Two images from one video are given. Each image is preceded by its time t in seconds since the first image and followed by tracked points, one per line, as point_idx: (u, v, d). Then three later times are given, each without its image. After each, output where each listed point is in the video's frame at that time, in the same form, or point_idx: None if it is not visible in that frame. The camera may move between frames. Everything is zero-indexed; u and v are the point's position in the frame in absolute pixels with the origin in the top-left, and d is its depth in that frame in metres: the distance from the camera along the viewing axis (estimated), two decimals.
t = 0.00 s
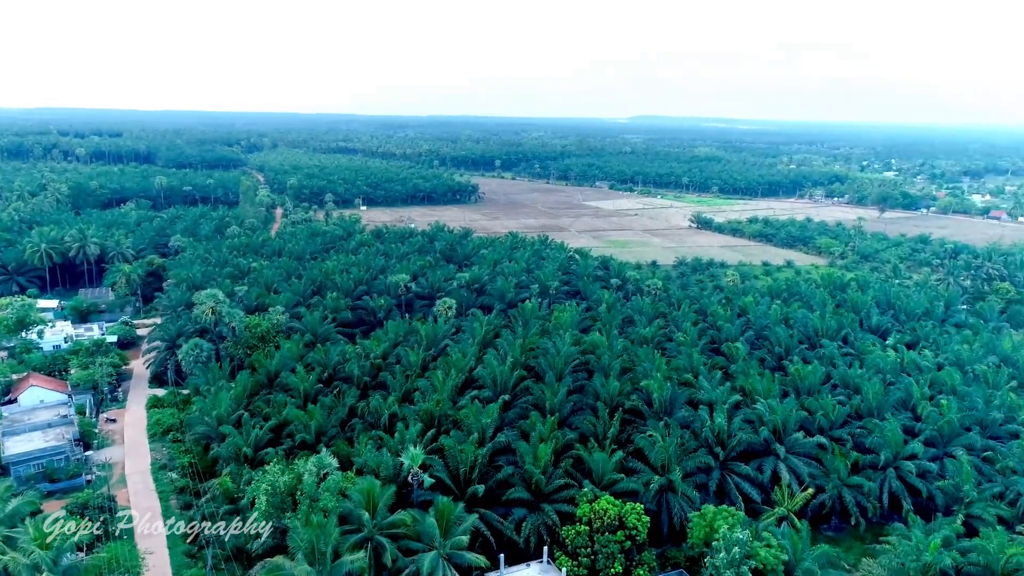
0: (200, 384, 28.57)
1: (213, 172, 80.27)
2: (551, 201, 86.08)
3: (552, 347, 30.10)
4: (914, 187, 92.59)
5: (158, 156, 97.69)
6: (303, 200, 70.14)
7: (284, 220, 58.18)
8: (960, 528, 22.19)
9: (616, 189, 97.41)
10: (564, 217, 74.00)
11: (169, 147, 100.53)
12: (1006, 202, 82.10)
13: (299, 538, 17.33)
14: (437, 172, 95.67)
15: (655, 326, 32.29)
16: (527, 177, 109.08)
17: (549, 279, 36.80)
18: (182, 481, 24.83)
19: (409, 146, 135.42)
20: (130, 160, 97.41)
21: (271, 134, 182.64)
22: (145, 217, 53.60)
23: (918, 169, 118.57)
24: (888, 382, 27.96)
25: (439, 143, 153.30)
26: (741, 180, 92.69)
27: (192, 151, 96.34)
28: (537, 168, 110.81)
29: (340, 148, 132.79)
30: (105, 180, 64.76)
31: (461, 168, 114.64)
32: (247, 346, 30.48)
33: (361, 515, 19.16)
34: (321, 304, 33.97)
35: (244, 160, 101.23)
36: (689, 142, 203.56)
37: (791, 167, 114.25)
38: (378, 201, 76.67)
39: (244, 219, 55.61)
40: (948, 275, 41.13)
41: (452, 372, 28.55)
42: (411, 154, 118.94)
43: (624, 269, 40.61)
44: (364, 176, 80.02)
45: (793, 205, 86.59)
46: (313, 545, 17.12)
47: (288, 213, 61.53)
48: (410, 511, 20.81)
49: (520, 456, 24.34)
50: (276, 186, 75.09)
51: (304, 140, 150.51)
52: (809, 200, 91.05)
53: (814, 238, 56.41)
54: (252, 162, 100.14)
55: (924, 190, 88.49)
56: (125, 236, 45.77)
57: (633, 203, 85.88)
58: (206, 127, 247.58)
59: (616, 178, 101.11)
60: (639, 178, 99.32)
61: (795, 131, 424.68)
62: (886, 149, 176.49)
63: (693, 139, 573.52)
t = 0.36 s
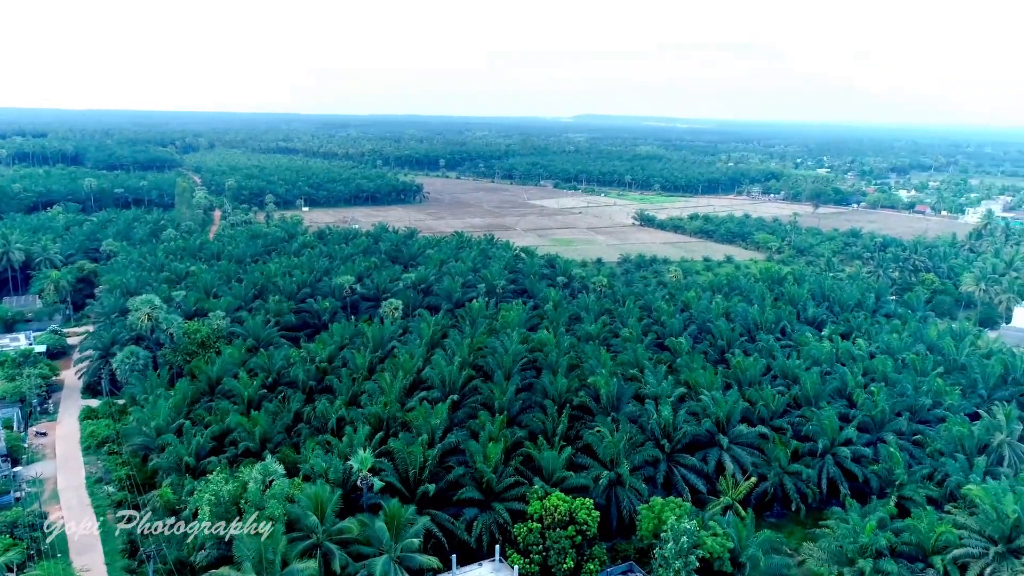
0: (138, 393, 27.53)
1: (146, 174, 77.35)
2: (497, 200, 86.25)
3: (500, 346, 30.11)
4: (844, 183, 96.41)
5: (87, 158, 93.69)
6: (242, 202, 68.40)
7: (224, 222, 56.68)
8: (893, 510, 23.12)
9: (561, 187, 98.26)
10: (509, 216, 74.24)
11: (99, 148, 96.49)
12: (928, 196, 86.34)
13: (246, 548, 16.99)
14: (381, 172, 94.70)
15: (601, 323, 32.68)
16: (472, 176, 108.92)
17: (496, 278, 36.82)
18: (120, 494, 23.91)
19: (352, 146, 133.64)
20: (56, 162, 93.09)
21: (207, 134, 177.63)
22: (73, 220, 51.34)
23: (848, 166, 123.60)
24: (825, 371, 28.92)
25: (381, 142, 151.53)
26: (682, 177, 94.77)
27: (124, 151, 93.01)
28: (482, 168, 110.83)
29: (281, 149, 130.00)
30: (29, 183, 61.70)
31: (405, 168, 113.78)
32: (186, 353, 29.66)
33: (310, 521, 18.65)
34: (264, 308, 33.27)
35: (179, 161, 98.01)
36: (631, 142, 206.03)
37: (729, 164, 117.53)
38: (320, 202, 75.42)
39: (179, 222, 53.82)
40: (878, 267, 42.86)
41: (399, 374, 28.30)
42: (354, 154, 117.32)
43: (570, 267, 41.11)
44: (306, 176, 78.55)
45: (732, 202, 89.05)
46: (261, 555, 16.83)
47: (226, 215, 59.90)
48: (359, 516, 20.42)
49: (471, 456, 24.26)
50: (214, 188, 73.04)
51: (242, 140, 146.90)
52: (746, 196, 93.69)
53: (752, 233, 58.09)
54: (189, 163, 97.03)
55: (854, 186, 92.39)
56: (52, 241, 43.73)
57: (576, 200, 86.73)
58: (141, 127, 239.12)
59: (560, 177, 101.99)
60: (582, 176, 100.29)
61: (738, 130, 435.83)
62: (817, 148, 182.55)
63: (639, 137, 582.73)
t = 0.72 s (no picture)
0: (71, 404, 26.35)
1: (76, 176, 73.95)
2: (443, 200, 85.90)
3: (449, 346, 29.98)
4: (780, 181, 99.51)
5: (10, 159, 89.15)
6: (179, 203, 66.21)
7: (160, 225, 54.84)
8: (832, 496, 23.87)
9: (507, 186, 98.50)
10: (455, 216, 74.01)
11: (23, 150, 91.91)
12: (859, 193, 89.96)
13: (189, 561, 16.59)
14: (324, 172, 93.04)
15: (549, 321, 32.89)
16: (418, 176, 108.10)
17: (443, 278, 36.66)
18: (52, 510, 22.72)
19: (293, 146, 131.06)
20: None
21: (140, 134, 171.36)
22: None
23: (784, 164, 127.64)
24: (766, 364, 29.71)
25: (325, 142, 148.99)
26: (626, 176, 96.25)
27: (52, 152, 89.00)
28: (427, 168, 110.14)
29: (220, 149, 126.39)
30: None
31: (349, 168, 112.24)
32: (123, 361, 28.61)
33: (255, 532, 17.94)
34: (203, 312, 32.29)
35: (112, 163, 94.20)
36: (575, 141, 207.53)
37: (672, 162, 119.91)
38: (262, 203, 73.78)
39: (112, 225, 51.77)
40: (814, 261, 44.32)
41: (346, 377, 27.86)
42: (296, 154, 115.00)
43: (517, 265, 41.22)
44: (246, 177, 76.64)
45: (675, 200, 90.84)
46: (206, 569, 16.46)
47: (162, 217, 57.96)
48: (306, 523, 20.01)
49: (421, 458, 24.02)
50: (149, 190, 70.58)
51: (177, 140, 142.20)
52: (688, 194, 95.73)
53: (694, 231, 59.38)
54: (121, 164, 93.33)
55: (790, 183, 95.42)
56: None
57: (523, 200, 87.08)
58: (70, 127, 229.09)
59: (506, 176, 102.25)
60: (528, 175, 100.70)
61: (684, 130, 444.06)
62: (755, 148, 187.41)
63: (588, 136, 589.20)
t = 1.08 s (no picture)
0: None
1: None
2: (382, 200, 85.04)
3: (391, 348, 29.68)
4: (713, 178, 102.36)
5: None
6: (102, 206, 63.50)
7: (82, 228, 52.48)
8: (768, 482, 24.64)
9: (447, 185, 98.23)
10: (394, 216, 73.28)
11: None
12: (788, 189, 93.47)
13: None
14: (258, 172, 90.76)
15: (492, 320, 32.98)
16: (355, 176, 106.57)
17: (384, 279, 36.30)
18: None
19: (224, 146, 127.44)
20: None
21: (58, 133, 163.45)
22: None
23: (717, 162, 131.25)
24: (703, 356, 30.52)
25: (258, 141, 145.37)
26: (564, 174, 97.29)
27: None
28: (364, 167, 108.80)
29: (147, 150, 121.76)
30: None
31: (283, 168, 109.80)
32: (45, 371, 27.23)
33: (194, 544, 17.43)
34: (133, 319, 31.08)
35: (28, 165, 89.52)
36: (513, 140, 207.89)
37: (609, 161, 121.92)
38: (192, 205, 71.48)
39: (28, 230, 49.21)
40: (746, 256, 45.78)
41: (286, 382, 27.28)
42: (228, 154, 111.79)
43: (458, 265, 41.17)
44: (175, 177, 73.98)
45: (612, 197, 92.35)
46: None
47: (84, 221, 55.47)
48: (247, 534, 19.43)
49: (365, 461, 23.72)
50: (70, 192, 67.40)
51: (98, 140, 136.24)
52: (626, 192, 97.42)
53: (632, 228, 60.54)
54: (38, 166, 88.82)
55: (722, 180, 98.25)
56: None
57: (462, 199, 86.87)
58: None
59: (445, 175, 101.87)
60: (468, 174, 100.57)
61: (624, 128, 450.91)
62: (689, 146, 191.75)
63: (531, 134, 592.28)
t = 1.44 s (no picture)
0: None
1: None
2: (323, 200, 83.80)
3: (335, 350, 29.24)
4: (653, 176, 104.16)
5: None
6: (25, 210, 60.64)
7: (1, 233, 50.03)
8: (712, 472, 25.19)
9: (389, 185, 97.44)
10: (337, 216, 72.24)
11: None
12: (726, 186, 96.00)
13: None
14: (193, 173, 88.19)
15: (438, 320, 32.85)
16: (294, 177, 104.37)
17: (327, 281, 35.75)
18: None
19: (156, 146, 123.36)
20: None
21: None
22: None
23: (657, 160, 134.00)
24: (648, 351, 31.08)
25: (192, 141, 141.30)
26: (508, 174, 97.65)
27: None
28: (304, 167, 106.94)
29: (72, 151, 116.84)
30: None
31: (219, 168, 106.95)
32: None
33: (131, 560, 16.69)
34: (61, 328, 29.77)
35: None
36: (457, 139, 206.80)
37: (552, 160, 123.10)
38: (122, 208, 68.98)
39: None
40: (687, 252, 46.85)
41: (226, 389, 26.55)
42: (161, 155, 108.27)
43: (403, 265, 40.86)
44: (103, 179, 71.09)
45: (555, 196, 93.27)
46: None
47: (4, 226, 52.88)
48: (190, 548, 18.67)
49: (311, 467, 23.23)
50: None
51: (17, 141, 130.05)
52: (569, 190, 98.34)
53: (575, 226, 61.23)
54: None
55: (662, 178, 100.37)
56: None
57: (405, 199, 86.10)
58: None
59: (389, 175, 100.95)
60: (411, 174, 99.97)
61: (571, 126, 455.34)
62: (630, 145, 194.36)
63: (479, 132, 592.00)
